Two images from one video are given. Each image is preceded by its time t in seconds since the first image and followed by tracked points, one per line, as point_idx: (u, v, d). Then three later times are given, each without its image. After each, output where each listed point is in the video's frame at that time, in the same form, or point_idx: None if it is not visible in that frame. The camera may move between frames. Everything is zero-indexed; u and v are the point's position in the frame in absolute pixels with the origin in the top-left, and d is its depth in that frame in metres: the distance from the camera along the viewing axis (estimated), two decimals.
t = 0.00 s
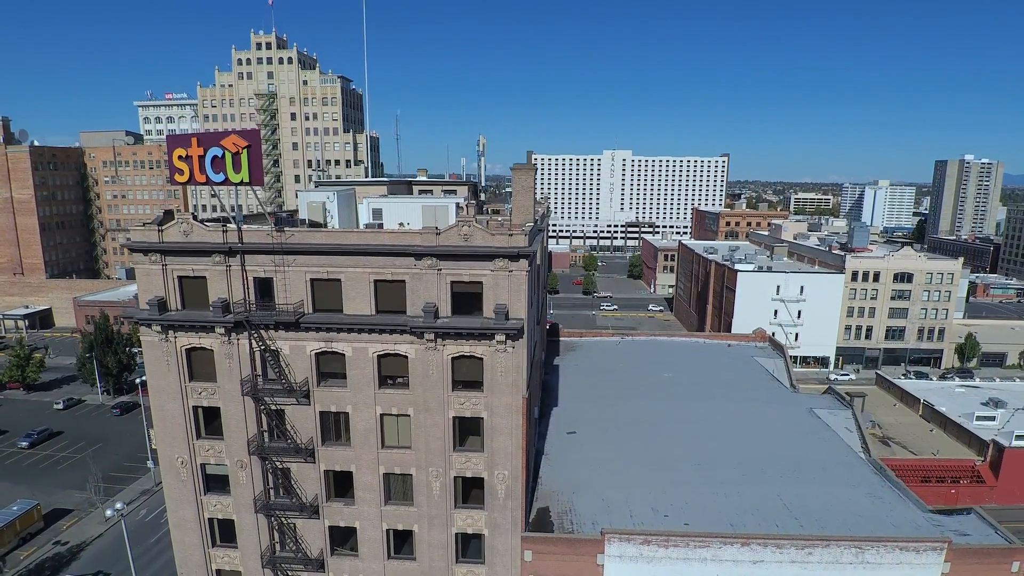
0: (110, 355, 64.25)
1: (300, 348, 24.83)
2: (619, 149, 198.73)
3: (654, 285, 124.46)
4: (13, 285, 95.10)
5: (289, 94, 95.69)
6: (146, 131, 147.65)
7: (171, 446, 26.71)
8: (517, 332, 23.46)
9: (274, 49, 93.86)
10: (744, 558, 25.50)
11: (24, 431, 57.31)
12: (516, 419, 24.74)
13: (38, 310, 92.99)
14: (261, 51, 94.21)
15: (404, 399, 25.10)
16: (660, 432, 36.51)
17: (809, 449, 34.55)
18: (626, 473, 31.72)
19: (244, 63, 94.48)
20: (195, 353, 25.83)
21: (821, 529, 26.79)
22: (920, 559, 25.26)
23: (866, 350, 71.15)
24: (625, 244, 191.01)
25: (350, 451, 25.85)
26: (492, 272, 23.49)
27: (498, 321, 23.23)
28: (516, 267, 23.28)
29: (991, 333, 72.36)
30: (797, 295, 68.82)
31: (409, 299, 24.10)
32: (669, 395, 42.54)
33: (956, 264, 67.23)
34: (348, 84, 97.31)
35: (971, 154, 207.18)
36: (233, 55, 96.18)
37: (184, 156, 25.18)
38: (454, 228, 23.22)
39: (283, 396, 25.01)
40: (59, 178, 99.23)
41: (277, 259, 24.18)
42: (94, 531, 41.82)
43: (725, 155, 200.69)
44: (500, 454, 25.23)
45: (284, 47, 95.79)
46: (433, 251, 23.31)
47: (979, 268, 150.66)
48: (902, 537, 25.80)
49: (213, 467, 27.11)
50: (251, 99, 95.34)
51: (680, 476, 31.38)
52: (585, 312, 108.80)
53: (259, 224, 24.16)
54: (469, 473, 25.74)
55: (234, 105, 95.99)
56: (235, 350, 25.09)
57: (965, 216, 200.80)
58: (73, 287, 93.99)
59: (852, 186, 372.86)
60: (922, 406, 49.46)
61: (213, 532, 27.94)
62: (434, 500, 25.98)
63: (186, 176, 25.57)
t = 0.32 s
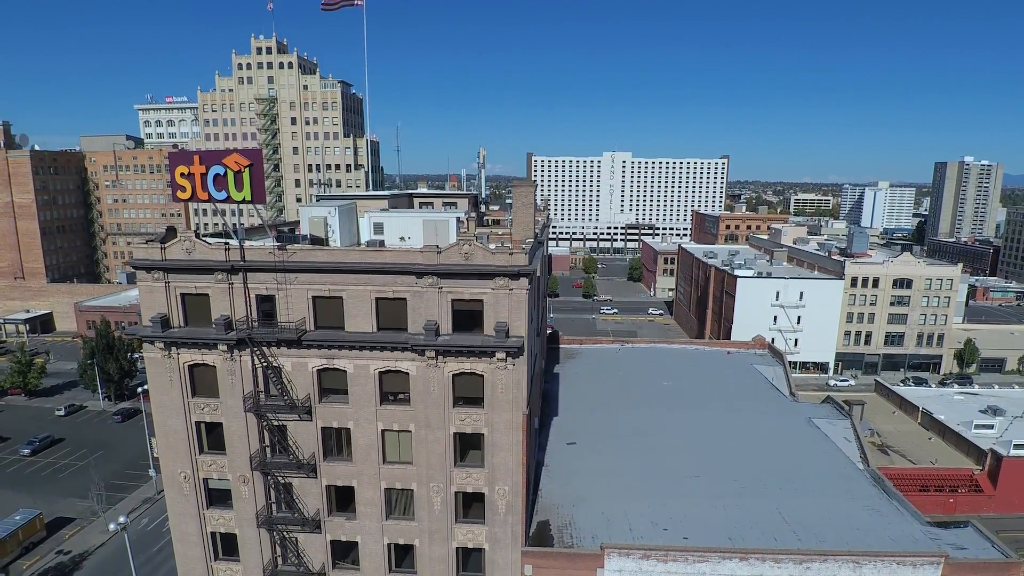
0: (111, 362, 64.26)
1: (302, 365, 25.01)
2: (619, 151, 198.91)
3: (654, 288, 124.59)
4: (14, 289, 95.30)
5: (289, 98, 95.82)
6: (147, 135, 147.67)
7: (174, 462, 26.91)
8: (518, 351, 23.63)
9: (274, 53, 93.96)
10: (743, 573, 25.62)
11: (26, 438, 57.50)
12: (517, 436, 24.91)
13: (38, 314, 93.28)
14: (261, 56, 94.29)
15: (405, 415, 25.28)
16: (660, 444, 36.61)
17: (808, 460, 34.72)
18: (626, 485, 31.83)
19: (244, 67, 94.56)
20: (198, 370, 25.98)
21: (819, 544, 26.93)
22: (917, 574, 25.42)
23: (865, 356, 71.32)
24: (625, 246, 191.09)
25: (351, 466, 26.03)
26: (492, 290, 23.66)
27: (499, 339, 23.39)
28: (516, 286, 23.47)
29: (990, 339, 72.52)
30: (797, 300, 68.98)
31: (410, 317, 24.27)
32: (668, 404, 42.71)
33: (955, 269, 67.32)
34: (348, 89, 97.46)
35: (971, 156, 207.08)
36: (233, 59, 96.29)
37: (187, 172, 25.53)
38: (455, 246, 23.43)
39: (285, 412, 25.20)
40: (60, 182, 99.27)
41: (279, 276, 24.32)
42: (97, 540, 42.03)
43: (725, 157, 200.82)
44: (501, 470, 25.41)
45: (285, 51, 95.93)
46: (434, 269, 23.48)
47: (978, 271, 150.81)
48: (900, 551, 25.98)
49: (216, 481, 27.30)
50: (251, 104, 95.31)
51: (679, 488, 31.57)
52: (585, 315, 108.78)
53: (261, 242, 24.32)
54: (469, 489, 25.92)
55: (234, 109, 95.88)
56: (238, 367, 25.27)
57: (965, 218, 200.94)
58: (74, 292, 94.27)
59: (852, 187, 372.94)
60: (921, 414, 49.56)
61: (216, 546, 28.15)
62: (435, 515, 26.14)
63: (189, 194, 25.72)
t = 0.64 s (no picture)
0: (117, 399, 65.48)
1: (310, 458, 26.15)
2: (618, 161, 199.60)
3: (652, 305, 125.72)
4: (18, 314, 96.36)
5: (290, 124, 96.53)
6: (147, 152, 148.52)
7: (188, 545, 28.06)
8: (517, 449, 24.76)
9: (275, 80, 94.55)
10: None
11: (35, 477, 58.62)
12: (516, 525, 26.05)
13: (43, 339, 94.46)
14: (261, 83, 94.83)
15: (409, 505, 26.42)
16: (654, 504, 37.75)
17: (797, 523, 35.88)
18: (621, 554, 32.93)
19: (245, 94, 95.10)
20: (210, 459, 27.12)
21: None
22: None
23: (859, 387, 72.54)
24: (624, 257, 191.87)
25: (357, 551, 27.18)
26: (492, 392, 24.77)
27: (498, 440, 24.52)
28: (515, 388, 24.59)
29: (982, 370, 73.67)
30: (792, 333, 70.06)
31: (414, 415, 25.39)
32: (663, 457, 43.98)
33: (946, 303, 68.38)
34: (348, 114, 98.20)
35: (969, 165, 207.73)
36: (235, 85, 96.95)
37: (199, 270, 26.72)
38: (457, 350, 24.60)
39: (294, 503, 26.32)
40: (64, 207, 100.00)
41: (288, 376, 25.44)
42: None
43: (724, 167, 201.57)
44: (501, 557, 26.54)
45: (286, 77, 96.55)
46: (436, 372, 24.61)
47: (974, 284, 151.93)
48: None
49: (227, 562, 28.42)
50: (252, 130, 95.96)
51: (672, 556, 32.80)
52: (583, 335, 109.83)
53: (270, 343, 25.44)
54: (471, 573, 27.03)
55: (235, 135, 96.48)
56: (249, 459, 26.40)
57: (962, 227, 201.88)
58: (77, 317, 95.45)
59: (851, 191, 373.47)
60: (911, 458, 50.70)
61: None
62: None
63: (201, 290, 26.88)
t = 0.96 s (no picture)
0: (118, 406, 65.73)
1: (311, 474, 26.32)
2: (618, 163, 199.64)
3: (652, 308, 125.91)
4: (18, 318, 96.52)
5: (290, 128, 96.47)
6: (147, 156, 148.51)
7: (190, 559, 28.23)
8: (517, 466, 24.93)
9: (275, 84, 94.33)
10: None
11: (36, 484, 58.71)
12: (516, 541, 26.21)
13: (44, 342, 94.93)
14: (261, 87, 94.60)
15: (410, 520, 26.61)
16: (654, 515, 37.88)
17: (797, 533, 36.03)
18: (621, 564, 33.09)
19: (244, 98, 95.05)
20: (212, 474, 27.29)
21: None
22: None
23: (858, 392, 72.70)
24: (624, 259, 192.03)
25: (358, 565, 27.36)
26: (493, 409, 24.96)
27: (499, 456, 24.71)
28: (515, 405, 24.80)
29: (982, 376, 73.84)
30: (791, 339, 70.27)
31: (415, 431, 25.57)
32: (663, 467, 44.14)
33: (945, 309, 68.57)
34: (348, 118, 98.18)
35: (968, 167, 207.67)
36: (235, 89, 96.86)
37: (201, 287, 26.85)
38: (457, 368, 24.82)
39: (296, 518, 26.50)
40: (64, 211, 99.85)
41: (290, 393, 25.63)
42: None
43: (724, 168, 201.53)
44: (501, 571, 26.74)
45: (286, 82, 96.40)
46: (436, 390, 24.81)
47: (974, 287, 152.00)
48: None
49: None
50: (252, 134, 96.04)
51: (671, 567, 32.99)
52: (583, 338, 110.00)
53: (273, 361, 25.62)
54: None
55: (235, 140, 96.52)
56: (251, 475, 26.59)
57: (962, 229, 201.97)
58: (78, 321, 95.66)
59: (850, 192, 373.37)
60: (909, 466, 50.91)
61: None
62: None
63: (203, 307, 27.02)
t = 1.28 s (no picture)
0: (121, 432, 66.44)
1: (316, 539, 27.08)
2: (617, 171, 200.32)
3: (650, 321, 126.59)
4: (19, 337, 97.28)
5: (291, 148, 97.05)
6: (147, 170, 149.01)
7: None
8: (515, 535, 25.67)
9: (275, 105, 94.93)
10: None
11: (40, 514, 59.40)
12: None
13: (45, 361, 95.85)
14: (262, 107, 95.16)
15: None
16: (652, 558, 38.67)
17: None
18: None
19: (244, 118, 95.54)
20: (219, 538, 28.11)
21: None
22: None
23: (853, 415, 73.57)
24: (622, 268, 192.99)
25: None
26: (492, 480, 25.70)
27: (497, 527, 25.46)
28: (513, 477, 25.56)
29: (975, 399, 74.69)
30: (787, 363, 71.18)
31: (416, 500, 26.36)
32: (660, 505, 44.85)
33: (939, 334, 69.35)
34: (348, 137, 98.67)
35: (966, 175, 208.44)
36: (235, 109, 97.41)
37: (207, 355, 27.61)
38: (457, 440, 25.66)
39: None
40: (65, 230, 100.25)
41: (295, 463, 26.41)
42: None
43: (722, 176, 202.15)
44: None
45: (286, 102, 96.92)
46: (437, 462, 25.59)
47: (970, 298, 152.95)
48: None
49: None
50: (252, 154, 96.57)
51: None
52: (582, 354, 110.78)
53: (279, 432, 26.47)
54: None
55: (235, 159, 97.09)
56: (258, 539, 27.38)
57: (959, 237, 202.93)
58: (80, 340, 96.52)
59: (848, 197, 374.63)
60: (901, 498, 51.90)
61: None
62: None
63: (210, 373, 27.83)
